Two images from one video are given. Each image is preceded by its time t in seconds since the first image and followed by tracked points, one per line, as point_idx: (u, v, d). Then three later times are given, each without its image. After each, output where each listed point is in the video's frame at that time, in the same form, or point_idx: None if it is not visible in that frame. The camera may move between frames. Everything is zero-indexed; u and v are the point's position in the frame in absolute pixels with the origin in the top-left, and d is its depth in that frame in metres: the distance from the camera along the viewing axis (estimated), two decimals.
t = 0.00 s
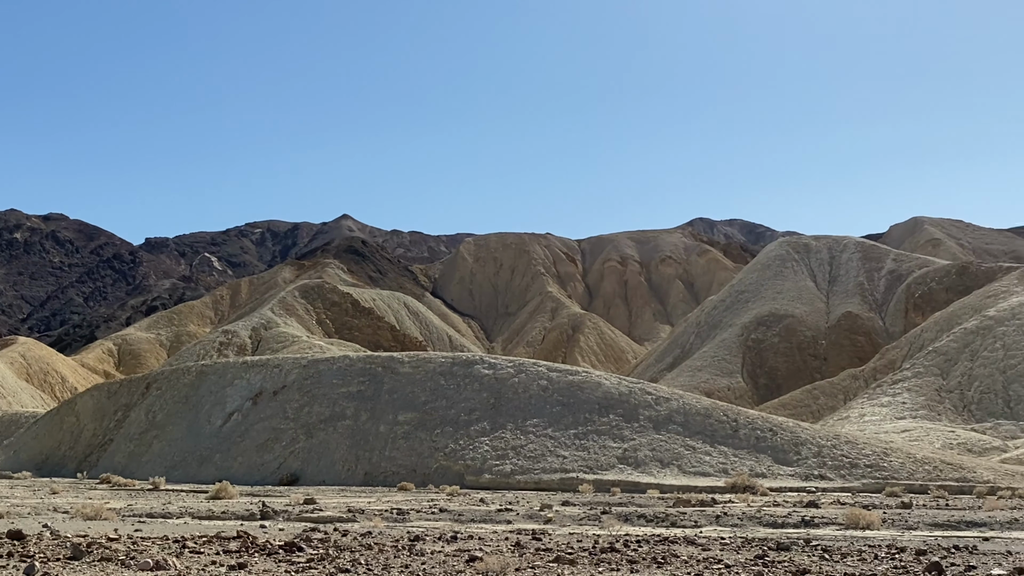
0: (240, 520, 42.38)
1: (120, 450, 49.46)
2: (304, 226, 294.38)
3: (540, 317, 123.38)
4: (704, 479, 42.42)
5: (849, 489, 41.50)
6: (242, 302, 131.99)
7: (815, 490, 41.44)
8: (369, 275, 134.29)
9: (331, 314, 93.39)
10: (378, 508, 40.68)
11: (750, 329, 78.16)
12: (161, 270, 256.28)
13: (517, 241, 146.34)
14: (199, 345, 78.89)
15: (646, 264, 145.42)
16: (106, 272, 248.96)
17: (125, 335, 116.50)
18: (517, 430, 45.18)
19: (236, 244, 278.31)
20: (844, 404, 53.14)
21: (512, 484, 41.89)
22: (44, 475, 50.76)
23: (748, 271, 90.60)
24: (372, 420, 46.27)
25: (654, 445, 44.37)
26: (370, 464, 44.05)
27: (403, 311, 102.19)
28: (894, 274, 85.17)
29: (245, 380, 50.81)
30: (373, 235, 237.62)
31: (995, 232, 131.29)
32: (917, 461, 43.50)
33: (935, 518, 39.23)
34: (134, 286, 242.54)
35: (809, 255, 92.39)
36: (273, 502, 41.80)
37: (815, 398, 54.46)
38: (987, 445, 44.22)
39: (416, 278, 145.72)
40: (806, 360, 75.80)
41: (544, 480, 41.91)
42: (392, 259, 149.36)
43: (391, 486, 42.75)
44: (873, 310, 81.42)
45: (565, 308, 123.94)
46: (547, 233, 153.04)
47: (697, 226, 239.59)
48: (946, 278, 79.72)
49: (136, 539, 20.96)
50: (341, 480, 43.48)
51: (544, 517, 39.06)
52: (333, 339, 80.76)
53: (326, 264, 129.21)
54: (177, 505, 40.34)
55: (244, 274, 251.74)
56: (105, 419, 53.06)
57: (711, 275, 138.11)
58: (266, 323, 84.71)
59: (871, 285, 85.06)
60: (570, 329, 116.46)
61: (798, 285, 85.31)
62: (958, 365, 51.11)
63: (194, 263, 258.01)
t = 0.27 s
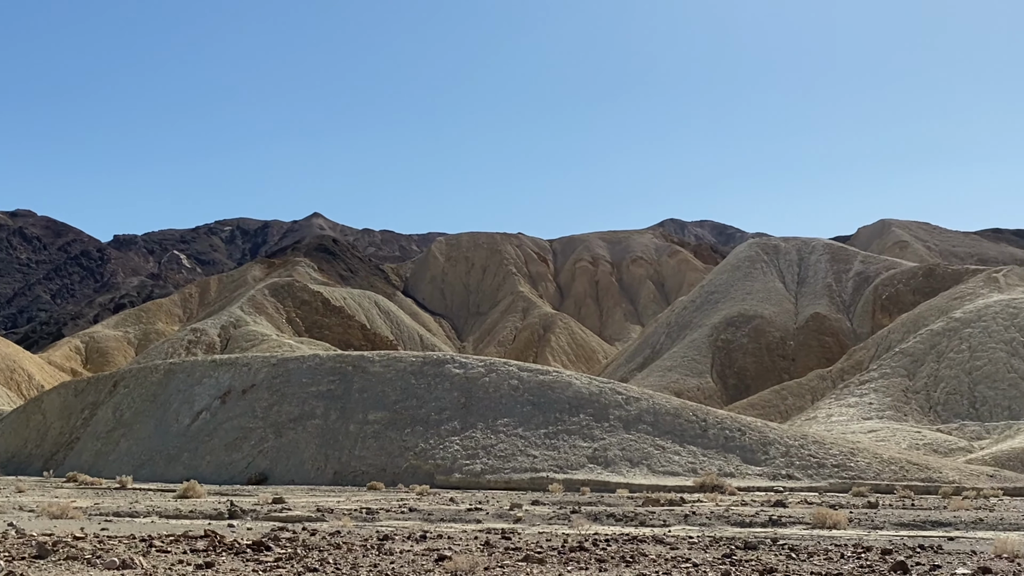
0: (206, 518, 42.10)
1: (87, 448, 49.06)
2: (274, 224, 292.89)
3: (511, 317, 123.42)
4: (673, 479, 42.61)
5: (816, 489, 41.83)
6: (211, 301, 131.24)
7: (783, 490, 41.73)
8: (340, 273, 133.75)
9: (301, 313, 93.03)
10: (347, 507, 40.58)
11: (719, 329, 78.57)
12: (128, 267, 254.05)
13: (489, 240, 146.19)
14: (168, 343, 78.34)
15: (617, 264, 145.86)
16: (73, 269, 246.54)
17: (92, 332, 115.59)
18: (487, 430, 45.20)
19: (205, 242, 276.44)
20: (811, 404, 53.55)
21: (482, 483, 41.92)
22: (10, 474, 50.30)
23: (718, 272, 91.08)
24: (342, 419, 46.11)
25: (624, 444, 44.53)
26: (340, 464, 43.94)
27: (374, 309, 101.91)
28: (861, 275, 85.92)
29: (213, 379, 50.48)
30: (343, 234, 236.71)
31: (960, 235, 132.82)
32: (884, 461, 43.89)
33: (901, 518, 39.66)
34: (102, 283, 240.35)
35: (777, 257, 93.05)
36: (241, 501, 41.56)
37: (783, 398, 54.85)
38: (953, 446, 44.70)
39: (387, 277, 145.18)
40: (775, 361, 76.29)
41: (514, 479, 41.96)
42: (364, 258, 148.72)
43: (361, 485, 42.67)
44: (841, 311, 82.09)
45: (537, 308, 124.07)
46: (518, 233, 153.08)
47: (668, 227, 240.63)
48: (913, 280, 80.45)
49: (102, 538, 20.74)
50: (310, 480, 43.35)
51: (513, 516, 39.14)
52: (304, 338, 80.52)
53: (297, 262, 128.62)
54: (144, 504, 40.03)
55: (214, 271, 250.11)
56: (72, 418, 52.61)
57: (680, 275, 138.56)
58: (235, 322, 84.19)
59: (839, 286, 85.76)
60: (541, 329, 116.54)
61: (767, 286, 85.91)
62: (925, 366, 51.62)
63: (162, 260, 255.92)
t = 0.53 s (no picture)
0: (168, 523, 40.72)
1: (45, 451, 47.40)
2: (241, 220, 289.61)
3: (487, 317, 122.03)
4: (651, 483, 41.51)
5: (797, 494, 40.84)
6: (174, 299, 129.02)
7: (762, 495, 40.72)
8: (308, 271, 131.80)
9: (267, 312, 91.22)
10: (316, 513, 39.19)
11: (699, 331, 77.55)
12: (90, 263, 250.08)
13: (463, 238, 144.57)
14: (129, 343, 76.43)
15: (596, 264, 144.83)
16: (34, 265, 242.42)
17: (51, 331, 112.85)
18: (461, 433, 43.92)
19: (170, 237, 272.75)
20: (792, 407, 52.59)
21: (455, 488, 40.67)
22: None
23: (698, 272, 90.17)
24: (310, 422, 44.69)
25: (601, 448, 43.37)
26: (308, 468, 42.59)
27: (342, 309, 100.38)
28: (845, 276, 85.19)
29: (177, 380, 48.87)
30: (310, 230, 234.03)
31: (943, 236, 132.79)
32: (866, 466, 42.94)
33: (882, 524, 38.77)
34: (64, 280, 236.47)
35: (759, 256, 92.16)
36: (205, 507, 40.05)
37: (764, 401, 53.87)
38: (936, 450, 43.86)
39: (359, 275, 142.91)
40: (756, 363, 75.35)
41: (488, 484, 40.74)
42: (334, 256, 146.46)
43: (330, 490, 41.32)
44: (823, 312, 81.22)
45: (512, 308, 122.76)
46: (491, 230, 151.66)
47: (648, 226, 240.15)
48: (896, 281, 79.81)
49: (58, 543, 19.25)
50: (277, 485, 41.98)
51: (486, 522, 37.98)
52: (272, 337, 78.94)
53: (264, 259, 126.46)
54: (103, 509, 38.46)
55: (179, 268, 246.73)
56: (30, 420, 50.90)
57: (660, 275, 137.89)
58: (198, 321, 82.19)
59: (821, 287, 84.89)
60: (517, 330, 115.21)
61: (749, 286, 85.08)
62: (908, 369, 50.78)
63: (126, 255, 252.08)
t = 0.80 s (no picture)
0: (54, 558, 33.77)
1: None
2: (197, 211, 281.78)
3: (460, 321, 116.84)
4: (643, 508, 36.60)
5: (808, 521, 36.04)
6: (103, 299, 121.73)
7: (769, 522, 35.88)
8: (256, 267, 125.35)
9: (210, 312, 85.34)
10: (265, 540, 33.99)
11: (699, 336, 72.65)
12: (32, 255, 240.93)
13: (434, 231, 139.07)
14: (53, 348, 70.59)
15: (582, 260, 139.79)
16: None
17: None
18: (429, 451, 38.88)
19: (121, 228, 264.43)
20: (804, 423, 47.80)
21: (422, 514, 35.65)
22: None
23: (697, 271, 85.39)
24: (258, 437, 39.54)
25: (588, 469, 38.43)
26: (254, 489, 37.45)
27: (298, 312, 96.27)
28: (863, 276, 80.54)
29: (107, 390, 43.56)
30: (262, 219, 226.31)
31: (972, 230, 128.22)
32: (885, 489, 38.17)
33: (903, 555, 33.85)
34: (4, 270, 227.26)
35: (766, 252, 87.40)
36: (138, 534, 34.59)
37: (772, 416, 49.02)
38: (964, 472, 39.19)
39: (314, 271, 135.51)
40: (762, 373, 70.72)
41: (459, 509, 35.76)
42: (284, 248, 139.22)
43: (280, 516, 36.21)
44: (838, 316, 76.40)
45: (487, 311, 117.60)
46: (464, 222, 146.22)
47: (643, 217, 235.63)
48: (920, 281, 75.46)
49: None
50: (220, 510, 36.83)
51: (457, 552, 32.86)
52: (212, 342, 73.09)
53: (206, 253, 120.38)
54: (20, 536, 32.99)
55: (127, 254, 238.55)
56: None
57: (655, 273, 133.49)
58: (131, 322, 75.94)
59: (835, 287, 80.22)
60: (493, 334, 110.08)
61: (755, 287, 80.23)
62: (931, 380, 46.07)
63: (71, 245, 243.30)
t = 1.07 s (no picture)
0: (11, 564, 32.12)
1: None
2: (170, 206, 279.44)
3: (437, 319, 115.92)
4: (623, 511, 35.90)
5: (790, 524, 35.38)
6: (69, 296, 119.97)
7: (751, 525, 35.21)
8: (228, 265, 124.09)
9: (180, 311, 84.22)
10: (235, 543, 33.11)
11: (679, 337, 72.00)
12: None
13: (410, 228, 137.58)
14: (19, 347, 69.31)
15: (562, 258, 139.13)
16: None
17: None
18: (404, 452, 38.09)
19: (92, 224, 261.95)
20: (785, 425, 47.17)
21: (396, 517, 34.86)
22: None
23: (679, 269, 84.80)
24: (229, 438, 38.68)
25: (566, 471, 37.70)
26: (225, 492, 36.58)
27: (272, 311, 95.83)
28: (846, 275, 80.01)
29: (74, 390, 42.64)
30: (234, 214, 224.14)
31: (957, 230, 127.93)
32: (868, 492, 37.53)
33: (886, 559, 33.23)
34: None
35: (749, 250, 86.92)
36: (105, 537, 33.66)
37: (753, 417, 48.37)
38: (948, 475, 38.62)
39: (287, 269, 134.28)
40: (744, 374, 70.12)
41: (435, 511, 35.00)
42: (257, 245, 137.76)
43: (251, 519, 35.36)
44: (821, 316, 75.84)
45: (464, 309, 116.71)
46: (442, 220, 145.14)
47: (624, 215, 235.11)
48: (904, 281, 74.95)
49: None
50: (189, 513, 35.97)
51: (433, 555, 32.08)
52: (182, 341, 71.94)
53: (176, 250, 119.02)
54: None
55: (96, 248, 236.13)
56: None
57: (635, 273, 133.17)
58: (99, 320, 74.72)
59: (819, 287, 79.70)
60: (470, 333, 109.24)
61: (737, 286, 79.63)
62: (915, 381, 45.52)
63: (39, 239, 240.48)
